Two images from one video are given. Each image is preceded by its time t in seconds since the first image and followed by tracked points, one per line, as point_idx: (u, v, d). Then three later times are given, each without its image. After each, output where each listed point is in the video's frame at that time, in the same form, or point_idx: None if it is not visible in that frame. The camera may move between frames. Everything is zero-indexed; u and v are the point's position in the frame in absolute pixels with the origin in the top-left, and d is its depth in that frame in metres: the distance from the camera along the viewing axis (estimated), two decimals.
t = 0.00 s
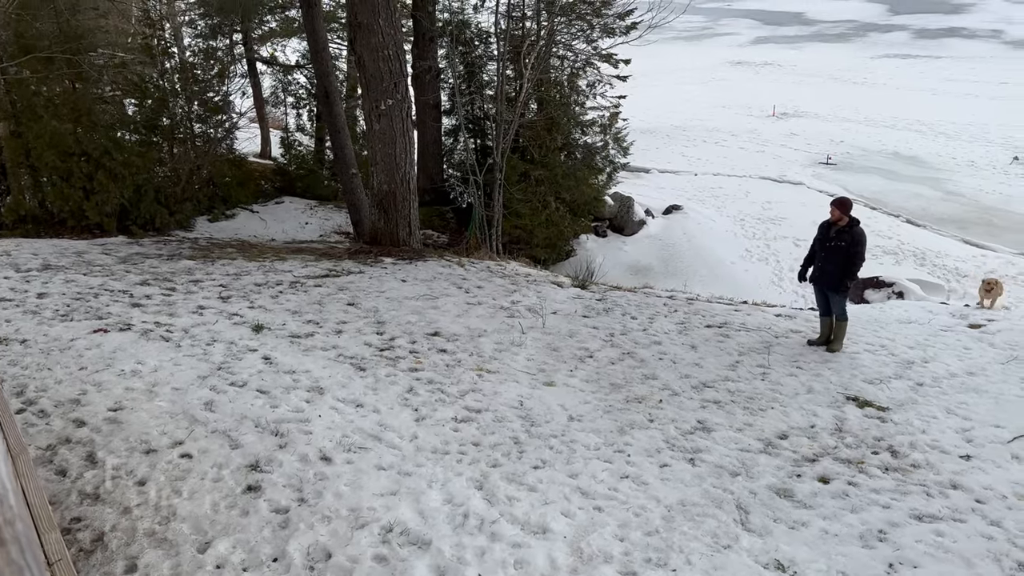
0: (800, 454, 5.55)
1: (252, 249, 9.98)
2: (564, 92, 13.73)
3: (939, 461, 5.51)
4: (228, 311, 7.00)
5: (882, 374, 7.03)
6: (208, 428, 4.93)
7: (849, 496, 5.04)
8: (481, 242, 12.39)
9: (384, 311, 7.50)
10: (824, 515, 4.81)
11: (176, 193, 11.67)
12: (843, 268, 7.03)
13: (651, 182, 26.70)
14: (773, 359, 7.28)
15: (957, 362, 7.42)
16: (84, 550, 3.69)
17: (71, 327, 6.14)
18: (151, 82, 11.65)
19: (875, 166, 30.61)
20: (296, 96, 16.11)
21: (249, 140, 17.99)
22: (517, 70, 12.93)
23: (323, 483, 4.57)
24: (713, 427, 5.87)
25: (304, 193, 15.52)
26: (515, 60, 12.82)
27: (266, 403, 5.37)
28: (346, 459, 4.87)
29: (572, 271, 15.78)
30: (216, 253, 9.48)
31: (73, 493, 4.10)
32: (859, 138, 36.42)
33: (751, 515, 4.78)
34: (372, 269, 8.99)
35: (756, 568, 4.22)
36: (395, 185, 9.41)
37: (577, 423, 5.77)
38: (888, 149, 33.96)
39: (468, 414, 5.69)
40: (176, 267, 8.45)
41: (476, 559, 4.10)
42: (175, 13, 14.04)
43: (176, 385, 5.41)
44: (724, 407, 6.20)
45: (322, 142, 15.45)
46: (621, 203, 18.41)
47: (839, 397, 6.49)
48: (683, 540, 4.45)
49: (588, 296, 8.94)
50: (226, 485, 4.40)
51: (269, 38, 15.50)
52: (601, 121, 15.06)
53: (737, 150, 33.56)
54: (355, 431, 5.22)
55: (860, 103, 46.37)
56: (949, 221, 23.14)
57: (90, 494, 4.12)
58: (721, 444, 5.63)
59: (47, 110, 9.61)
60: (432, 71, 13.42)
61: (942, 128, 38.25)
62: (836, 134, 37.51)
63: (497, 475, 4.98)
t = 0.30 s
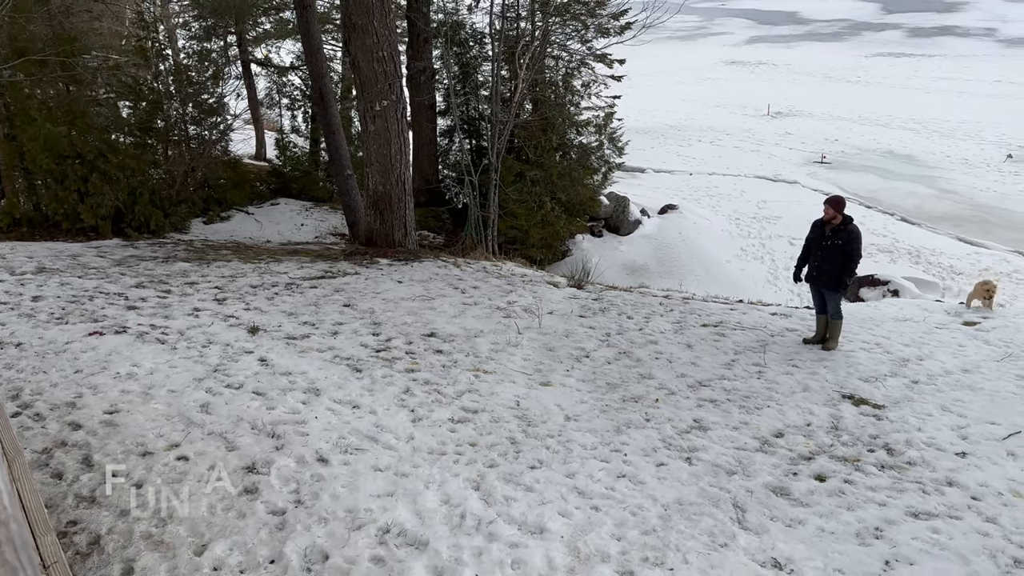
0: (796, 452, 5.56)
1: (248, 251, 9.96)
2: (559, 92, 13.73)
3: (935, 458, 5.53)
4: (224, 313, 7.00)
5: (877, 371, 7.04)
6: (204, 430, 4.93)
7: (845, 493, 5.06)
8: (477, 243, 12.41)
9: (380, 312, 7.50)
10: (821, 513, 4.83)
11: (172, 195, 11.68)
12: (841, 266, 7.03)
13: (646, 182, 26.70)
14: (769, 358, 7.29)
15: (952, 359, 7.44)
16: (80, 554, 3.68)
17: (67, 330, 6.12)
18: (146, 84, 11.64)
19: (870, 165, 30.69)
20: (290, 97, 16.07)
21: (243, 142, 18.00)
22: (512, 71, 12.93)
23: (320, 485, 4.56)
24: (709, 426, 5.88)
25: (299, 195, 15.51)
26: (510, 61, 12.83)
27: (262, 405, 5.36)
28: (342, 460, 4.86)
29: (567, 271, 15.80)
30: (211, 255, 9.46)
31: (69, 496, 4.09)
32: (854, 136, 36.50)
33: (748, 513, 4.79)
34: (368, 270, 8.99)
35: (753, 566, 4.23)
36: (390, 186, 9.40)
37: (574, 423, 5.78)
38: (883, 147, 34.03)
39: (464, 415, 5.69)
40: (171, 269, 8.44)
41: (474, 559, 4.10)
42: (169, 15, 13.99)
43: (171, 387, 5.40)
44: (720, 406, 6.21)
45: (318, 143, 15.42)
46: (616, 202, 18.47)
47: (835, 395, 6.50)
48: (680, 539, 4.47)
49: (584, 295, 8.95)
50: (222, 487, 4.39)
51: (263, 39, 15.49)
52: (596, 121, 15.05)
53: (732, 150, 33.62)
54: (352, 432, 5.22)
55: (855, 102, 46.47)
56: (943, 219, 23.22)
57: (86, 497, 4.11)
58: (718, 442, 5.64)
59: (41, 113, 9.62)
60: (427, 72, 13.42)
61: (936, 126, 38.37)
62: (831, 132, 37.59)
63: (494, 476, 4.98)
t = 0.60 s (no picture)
0: (791, 450, 5.58)
1: (242, 252, 9.94)
2: (552, 92, 13.74)
3: (929, 454, 5.55)
4: (218, 314, 6.98)
5: (872, 368, 7.06)
6: (200, 432, 4.92)
7: (841, 490, 5.08)
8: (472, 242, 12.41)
9: (375, 312, 7.49)
10: (816, 510, 4.85)
11: (165, 197, 11.65)
12: (838, 264, 7.04)
13: (641, 181, 26.70)
14: (764, 355, 7.31)
15: (946, 356, 7.47)
16: (76, 556, 3.68)
17: (61, 332, 6.10)
18: (138, 85, 11.61)
19: (863, 162, 30.77)
20: (284, 98, 16.03)
21: (237, 143, 17.97)
22: (505, 70, 12.94)
23: (316, 486, 4.56)
24: (705, 423, 5.88)
25: (293, 195, 15.48)
26: (504, 60, 12.82)
27: (258, 406, 5.36)
28: (338, 461, 4.86)
29: (562, 270, 15.80)
30: (206, 256, 9.44)
31: (64, 499, 4.08)
32: (848, 134, 36.60)
33: (744, 510, 4.81)
34: (363, 271, 8.98)
35: (749, 564, 4.25)
36: (385, 186, 9.40)
37: (570, 422, 5.78)
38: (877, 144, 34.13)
39: (460, 415, 5.69)
40: (166, 270, 8.42)
41: (471, 559, 4.10)
42: (162, 16, 13.91)
43: (166, 389, 5.39)
44: (716, 404, 6.22)
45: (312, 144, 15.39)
46: (611, 200, 18.56)
47: (830, 392, 6.52)
48: (676, 536, 4.48)
49: (579, 294, 8.95)
50: (218, 488, 4.39)
51: (256, 40, 15.45)
52: (590, 119, 15.04)
53: (726, 148, 33.67)
54: (348, 433, 5.22)
55: (849, 100, 46.58)
56: (937, 216, 23.29)
57: (82, 499, 4.10)
58: (713, 440, 5.65)
59: (34, 115, 9.56)
60: (420, 72, 13.43)
61: (930, 123, 38.50)
62: (825, 130, 37.68)
63: (491, 475, 4.98)
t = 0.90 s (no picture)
0: (783, 445, 5.60)
1: (233, 252, 9.91)
2: (543, 90, 13.73)
3: (920, 449, 5.57)
4: (209, 314, 6.96)
5: (863, 363, 7.10)
6: (192, 433, 4.91)
7: (832, 485, 5.10)
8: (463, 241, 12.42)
9: (367, 311, 7.48)
10: (808, 505, 4.88)
11: (155, 197, 11.62)
12: (834, 261, 7.05)
13: (632, 178, 26.73)
14: (755, 351, 7.34)
15: (935, 351, 7.50)
16: (68, 558, 3.66)
17: (50, 334, 6.07)
18: (127, 86, 11.57)
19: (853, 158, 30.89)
20: (273, 97, 15.98)
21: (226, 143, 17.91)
22: (495, 68, 12.94)
23: (309, 486, 4.55)
24: (697, 420, 5.90)
25: (283, 195, 15.43)
26: (494, 58, 12.81)
27: (249, 407, 5.34)
28: (331, 461, 4.85)
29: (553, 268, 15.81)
30: (196, 256, 9.41)
31: (55, 501, 4.06)
32: (840, 130, 36.72)
33: (736, 506, 4.84)
34: (354, 270, 8.97)
35: (742, 559, 4.27)
36: (375, 185, 9.38)
37: (562, 419, 5.79)
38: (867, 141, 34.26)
39: (453, 413, 5.69)
40: (156, 271, 8.39)
41: (464, 557, 4.10)
42: (150, 16, 13.83)
43: (157, 390, 5.37)
44: (708, 400, 6.23)
45: (302, 144, 15.35)
46: (602, 198, 18.60)
47: (820, 388, 6.54)
48: (669, 532, 4.51)
49: (570, 292, 8.96)
50: (210, 489, 4.37)
51: (245, 39, 15.38)
52: (580, 117, 15.05)
53: (716, 145, 33.75)
54: (340, 432, 5.22)
55: (839, 96, 46.73)
56: (926, 211, 23.40)
57: (73, 501, 4.08)
58: (705, 436, 5.66)
59: (22, 116, 9.51)
60: (410, 70, 13.42)
61: (918, 119, 38.67)
62: (816, 127, 37.80)
63: (483, 474, 4.98)
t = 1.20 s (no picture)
0: (769, 439, 5.63)
1: (218, 251, 9.86)
2: (529, 86, 13.71)
3: (905, 441, 5.62)
4: (195, 314, 6.93)
5: (848, 357, 7.14)
6: (178, 433, 4.89)
7: (819, 478, 5.15)
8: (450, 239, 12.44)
9: (353, 310, 7.46)
10: (795, 498, 4.92)
11: (139, 197, 11.55)
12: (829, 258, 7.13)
13: (620, 175, 26.75)
14: (741, 346, 7.37)
15: (920, 344, 7.56)
16: (54, 561, 3.64)
17: (34, 335, 6.03)
18: (109, 85, 11.49)
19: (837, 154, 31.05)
20: (257, 96, 15.88)
21: (210, 141, 17.82)
22: (481, 65, 12.89)
23: (299, 485, 4.55)
24: (685, 414, 5.93)
25: (268, 193, 15.31)
26: (479, 55, 12.77)
27: (236, 406, 5.33)
28: (319, 460, 4.84)
29: (540, 265, 15.82)
30: (181, 256, 9.34)
31: (41, 503, 4.03)
32: (826, 126, 36.88)
33: (723, 500, 4.88)
34: (341, 268, 8.94)
35: (730, 553, 4.32)
36: (361, 183, 9.34)
37: (551, 416, 5.80)
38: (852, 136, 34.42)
39: (441, 411, 5.69)
40: (141, 271, 8.34)
41: (453, 554, 4.12)
42: (132, 14, 13.71)
43: (143, 391, 5.33)
44: (695, 395, 6.26)
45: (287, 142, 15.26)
46: (588, 194, 18.51)
47: (806, 381, 6.59)
48: (658, 527, 4.55)
49: (557, 289, 8.97)
50: (198, 489, 4.36)
51: (229, 37, 15.26)
52: (566, 114, 15.02)
53: (700, 141, 33.78)
54: (328, 431, 5.21)
55: (826, 91, 46.91)
56: (911, 206, 23.55)
57: (59, 503, 4.06)
58: (693, 431, 5.69)
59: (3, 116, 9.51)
60: (395, 68, 13.43)
61: (903, 114, 38.92)
62: (801, 122, 37.95)
63: (472, 471, 4.99)
